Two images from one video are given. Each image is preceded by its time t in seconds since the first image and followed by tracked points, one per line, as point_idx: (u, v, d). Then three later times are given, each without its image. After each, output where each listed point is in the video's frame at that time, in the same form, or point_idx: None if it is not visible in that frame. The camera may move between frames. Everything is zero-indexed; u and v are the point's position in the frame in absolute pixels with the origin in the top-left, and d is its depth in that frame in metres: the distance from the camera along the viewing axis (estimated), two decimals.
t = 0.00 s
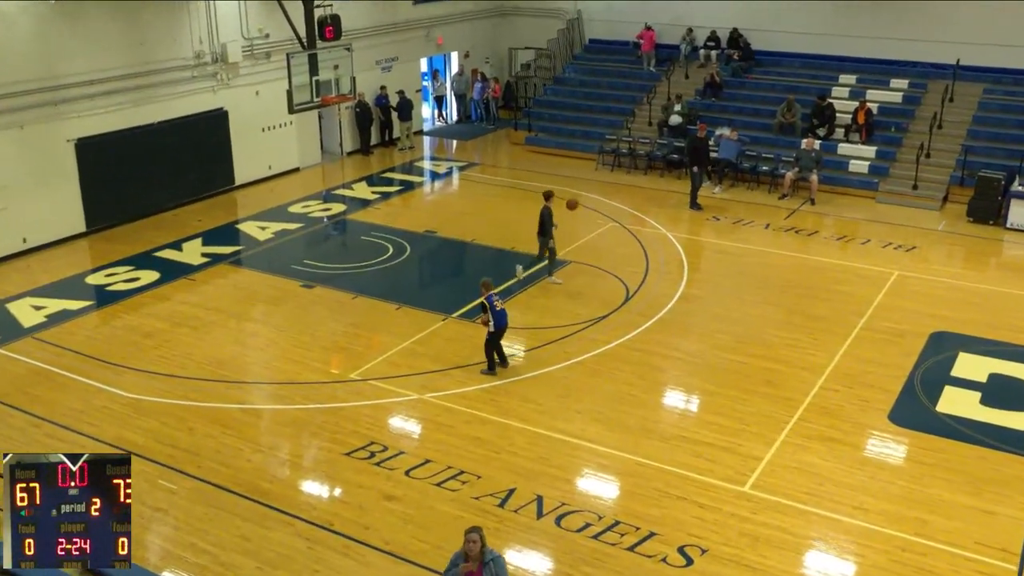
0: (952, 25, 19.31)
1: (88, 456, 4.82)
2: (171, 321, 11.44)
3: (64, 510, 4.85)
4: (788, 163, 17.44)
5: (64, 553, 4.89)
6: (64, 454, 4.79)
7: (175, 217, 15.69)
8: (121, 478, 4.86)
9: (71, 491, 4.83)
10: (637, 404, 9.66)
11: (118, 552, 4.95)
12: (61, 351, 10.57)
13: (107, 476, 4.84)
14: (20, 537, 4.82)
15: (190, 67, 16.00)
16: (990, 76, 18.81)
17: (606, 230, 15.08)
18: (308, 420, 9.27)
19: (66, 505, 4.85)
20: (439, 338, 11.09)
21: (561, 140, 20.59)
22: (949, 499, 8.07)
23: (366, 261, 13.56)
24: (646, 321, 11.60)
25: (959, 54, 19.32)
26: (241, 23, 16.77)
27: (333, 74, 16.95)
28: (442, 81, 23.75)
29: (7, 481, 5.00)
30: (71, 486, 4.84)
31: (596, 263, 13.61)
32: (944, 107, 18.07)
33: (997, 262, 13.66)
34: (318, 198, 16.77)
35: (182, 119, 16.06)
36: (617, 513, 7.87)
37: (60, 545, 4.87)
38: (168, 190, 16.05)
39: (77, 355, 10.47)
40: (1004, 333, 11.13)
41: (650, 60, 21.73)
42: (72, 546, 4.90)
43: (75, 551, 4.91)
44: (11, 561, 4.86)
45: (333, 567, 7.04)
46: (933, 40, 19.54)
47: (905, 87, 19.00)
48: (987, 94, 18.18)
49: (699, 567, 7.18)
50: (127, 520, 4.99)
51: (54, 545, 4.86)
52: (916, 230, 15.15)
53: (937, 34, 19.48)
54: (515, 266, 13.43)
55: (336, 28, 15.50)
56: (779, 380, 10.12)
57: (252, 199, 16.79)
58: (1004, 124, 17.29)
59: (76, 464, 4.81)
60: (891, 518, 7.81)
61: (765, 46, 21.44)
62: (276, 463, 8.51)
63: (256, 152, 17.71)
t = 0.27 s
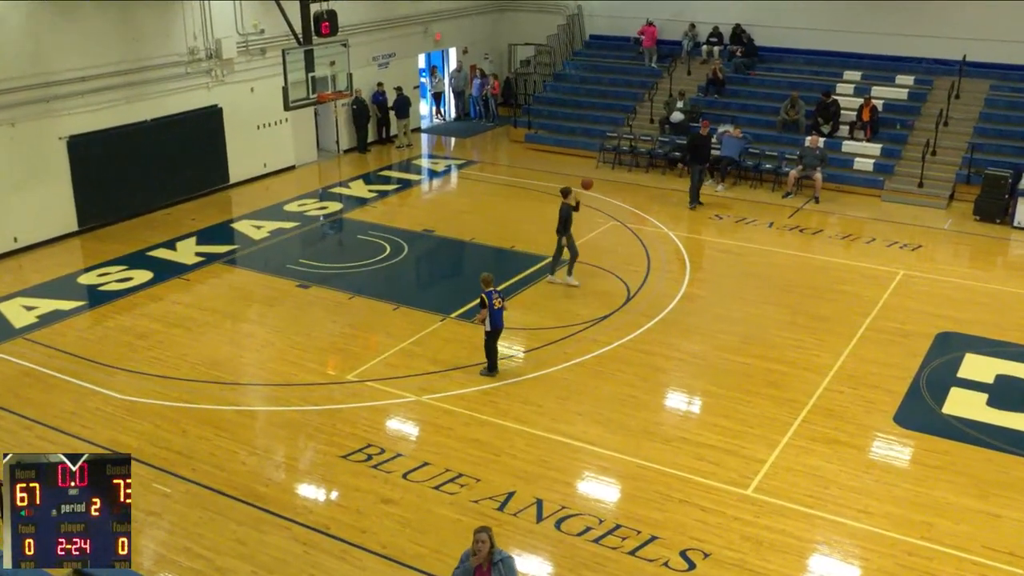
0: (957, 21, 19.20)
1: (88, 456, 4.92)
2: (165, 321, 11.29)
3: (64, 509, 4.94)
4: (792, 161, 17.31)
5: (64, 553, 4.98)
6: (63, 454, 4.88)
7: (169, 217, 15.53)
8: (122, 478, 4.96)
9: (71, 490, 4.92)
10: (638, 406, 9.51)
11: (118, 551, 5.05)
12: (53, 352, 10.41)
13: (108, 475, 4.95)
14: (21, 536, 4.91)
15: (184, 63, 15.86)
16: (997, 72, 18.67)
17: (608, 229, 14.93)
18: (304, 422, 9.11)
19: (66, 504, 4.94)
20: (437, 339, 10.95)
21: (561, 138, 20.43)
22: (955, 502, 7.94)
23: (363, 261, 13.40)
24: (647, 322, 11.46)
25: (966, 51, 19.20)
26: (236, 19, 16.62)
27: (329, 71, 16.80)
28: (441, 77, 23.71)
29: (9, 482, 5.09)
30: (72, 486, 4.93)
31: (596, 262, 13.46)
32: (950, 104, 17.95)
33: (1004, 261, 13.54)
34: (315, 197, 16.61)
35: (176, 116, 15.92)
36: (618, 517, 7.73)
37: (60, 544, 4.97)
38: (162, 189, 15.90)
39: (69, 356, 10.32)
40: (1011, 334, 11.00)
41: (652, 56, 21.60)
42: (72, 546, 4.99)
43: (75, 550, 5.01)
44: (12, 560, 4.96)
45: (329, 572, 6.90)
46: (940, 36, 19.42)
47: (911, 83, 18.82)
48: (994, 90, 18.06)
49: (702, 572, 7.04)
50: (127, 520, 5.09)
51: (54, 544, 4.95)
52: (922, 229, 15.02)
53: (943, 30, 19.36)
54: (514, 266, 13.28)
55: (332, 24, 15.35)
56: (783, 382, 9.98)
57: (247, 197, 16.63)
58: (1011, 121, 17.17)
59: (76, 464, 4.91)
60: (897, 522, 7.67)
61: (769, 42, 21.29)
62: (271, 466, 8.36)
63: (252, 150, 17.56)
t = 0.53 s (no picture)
0: (961, 20, 19.14)
1: (88, 456, 4.87)
2: (163, 322, 11.22)
3: (64, 509, 4.90)
4: (794, 160, 17.26)
5: (64, 553, 4.94)
6: (63, 453, 4.83)
7: (167, 216, 15.46)
8: (122, 477, 4.90)
9: (70, 490, 4.86)
10: (640, 407, 9.44)
11: (119, 551, 4.99)
12: (50, 352, 10.34)
13: (108, 475, 4.89)
14: (20, 536, 4.87)
15: (182, 61, 15.80)
16: (1000, 71, 18.61)
17: (609, 229, 14.85)
18: (303, 423, 9.04)
19: (66, 504, 4.90)
20: (436, 339, 10.87)
21: (562, 137, 20.36)
22: (960, 504, 7.87)
23: (362, 261, 13.33)
24: (647, 322, 11.39)
25: (969, 49, 19.14)
26: (234, 16, 16.54)
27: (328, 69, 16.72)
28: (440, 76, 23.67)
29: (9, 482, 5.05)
30: (72, 486, 4.88)
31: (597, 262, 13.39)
32: (954, 102, 17.89)
33: (1008, 261, 13.47)
34: (314, 196, 16.54)
35: (174, 115, 15.86)
36: (619, 519, 7.66)
37: (60, 544, 4.93)
38: (160, 188, 15.83)
39: (66, 356, 10.25)
40: (1015, 334, 10.94)
41: (653, 54, 21.54)
42: (72, 546, 4.94)
43: (75, 550, 4.96)
44: (11, 561, 4.93)
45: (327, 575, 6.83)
46: (942, 34, 19.36)
47: (914, 82, 18.71)
48: (998, 89, 18.00)
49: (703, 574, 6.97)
50: (128, 520, 5.03)
51: (54, 544, 4.91)
52: (925, 228, 14.95)
53: (947, 28, 19.30)
54: (514, 266, 13.21)
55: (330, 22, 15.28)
56: (786, 382, 9.91)
57: (245, 197, 16.56)
58: (1015, 119, 17.11)
59: (75, 463, 4.85)
60: (900, 523, 7.61)
61: (771, 40, 21.23)
62: (269, 468, 8.28)
63: (250, 149, 17.49)
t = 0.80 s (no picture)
0: (962, 19, 19.12)
1: (88, 456, 4.87)
2: (162, 322, 11.21)
3: (64, 509, 4.89)
4: (795, 160, 17.26)
5: (64, 553, 4.93)
6: (63, 453, 4.82)
7: (167, 216, 15.44)
8: (122, 477, 4.90)
9: (71, 490, 4.86)
10: (640, 407, 9.43)
11: (119, 552, 4.98)
12: (50, 353, 10.34)
13: (108, 475, 4.89)
14: (20, 536, 4.86)
15: (181, 61, 15.79)
16: (1001, 71, 18.61)
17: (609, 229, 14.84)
18: (302, 423, 9.03)
19: (66, 504, 4.89)
20: (436, 340, 10.86)
21: (562, 137, 20.35)
22: (960, 504, 7.86)
23: (361, 261, 13.31)
24: (647, 322, 11.38)
25: (970, 49, 19.13)
26: (234, 16, 16.52)
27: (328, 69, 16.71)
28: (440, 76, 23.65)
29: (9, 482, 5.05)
30: (72, 486, 4.87)
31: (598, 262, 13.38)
32: (955, 102, 17.88)
33: (1008, 262, 13.46)
34: (314, 196, 16.53)
35: (174, 115, 15.85)
36: (619, 519, 7.65)
37: (60, 544, 4.92)
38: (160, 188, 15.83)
39: (66, 357, 10.24)
40: (1016, 334, 10.92)
41: (653, 54, 21.53)
42: (72, 545, 4.93)
43: (75, 550, 4.95)
44: (11, 561, 4.92)
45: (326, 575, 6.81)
46: (943, 34, 19.35)
47: (914, 81, 18.72)
48: (999, 89, 18.00)
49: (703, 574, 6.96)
50: (128, 520, 5.03)
51: (54, 544, 4.91)
52: (926, 228, 14.93)
53: (948, 28, 19.29)
54: (514, 266, 13.19)
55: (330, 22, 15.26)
56: (786, 383, 9.90)
57: (245, 197, 16.55)
58: (1016, 119, 17.10)
59: (76, 464, 4.84)
60: (901, 524, 7.60)
61: (772, 40, 21.22)
62: (269, 468, 8.27)
63: (250, 149, 17.48)
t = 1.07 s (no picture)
0: (965, 18, 19.06)
1: (88, 455, 4.80)
2: (160, 322, 11.13)
3: (64, 510, 4.81)
4: (797, 159, 17.20)
5: (64, 553, 4.86)
6: (63, 453, 4.76)
7: (165, 215, 15.37)
8: (122, 477, 4.83)
9: (70, 490, 4.79)
10: (642, 408, 9.35)
11: (119, 552, 4.90)
12: (46, 353, 10.26)
13: (108, 475, 4.81)
14: (20, 537, 4.78)
15: (179, 59, 15.71)
16: (1005, 69, 18.55)
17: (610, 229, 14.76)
18: (301, 424, 8.96)
19: (66, 504, 4.81)
20: (436, 340, 10.79)
21: (563, 136, 20.26)
22: (965, 506, 7.78)
23: (361, 261, 13.23)
24: (649, 323, 11.30)
25: (973, 47, 19.07)
26: (232, 14, 16.45)
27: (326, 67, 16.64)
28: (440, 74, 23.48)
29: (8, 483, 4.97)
30: (72, 486, 4.79)
31: (599, 262, 13.30)
32: (958, 101, 17.80)
33: (1012, 261, 13.39)
34: (313, 196, 16.45)
35: (171, 113, 15.77)
36: (621, 521, 7.57)
37: (60, 545, 4.84)
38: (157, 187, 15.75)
39: (62, 357, 10.16)
40: (1020, 335, 10.85)
41: (654, 53, 21.45)
42: (72, 546, 4.86)
43: (75, 551, 4.87)
44: (11, 562, 4.84)
45: None
46: (947, 33, 19.29)
47: (918, 80, 18.67)
48: (1003, 88, 17.94)
49: None
50: (128, 520, 4.96)
51: (54, 545, 4.83)
52: (929, 228, 14.85)
53: (951, 26, 19.23)
54: (514, 266, 13.11)
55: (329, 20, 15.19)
56: (789, 384, 9.83)
57: (244, 196, 16.47)
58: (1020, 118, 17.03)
59: (76, 463, 4.77)
60: (905, 526, 7.52)
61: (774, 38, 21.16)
62: (267, 470, 8.19)
63: (248, 148, 17.41)
